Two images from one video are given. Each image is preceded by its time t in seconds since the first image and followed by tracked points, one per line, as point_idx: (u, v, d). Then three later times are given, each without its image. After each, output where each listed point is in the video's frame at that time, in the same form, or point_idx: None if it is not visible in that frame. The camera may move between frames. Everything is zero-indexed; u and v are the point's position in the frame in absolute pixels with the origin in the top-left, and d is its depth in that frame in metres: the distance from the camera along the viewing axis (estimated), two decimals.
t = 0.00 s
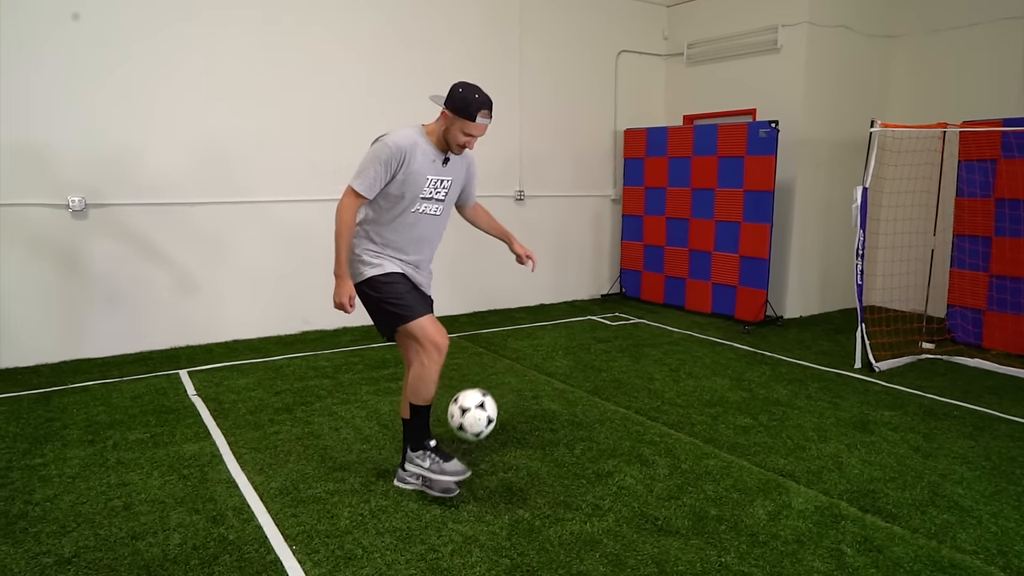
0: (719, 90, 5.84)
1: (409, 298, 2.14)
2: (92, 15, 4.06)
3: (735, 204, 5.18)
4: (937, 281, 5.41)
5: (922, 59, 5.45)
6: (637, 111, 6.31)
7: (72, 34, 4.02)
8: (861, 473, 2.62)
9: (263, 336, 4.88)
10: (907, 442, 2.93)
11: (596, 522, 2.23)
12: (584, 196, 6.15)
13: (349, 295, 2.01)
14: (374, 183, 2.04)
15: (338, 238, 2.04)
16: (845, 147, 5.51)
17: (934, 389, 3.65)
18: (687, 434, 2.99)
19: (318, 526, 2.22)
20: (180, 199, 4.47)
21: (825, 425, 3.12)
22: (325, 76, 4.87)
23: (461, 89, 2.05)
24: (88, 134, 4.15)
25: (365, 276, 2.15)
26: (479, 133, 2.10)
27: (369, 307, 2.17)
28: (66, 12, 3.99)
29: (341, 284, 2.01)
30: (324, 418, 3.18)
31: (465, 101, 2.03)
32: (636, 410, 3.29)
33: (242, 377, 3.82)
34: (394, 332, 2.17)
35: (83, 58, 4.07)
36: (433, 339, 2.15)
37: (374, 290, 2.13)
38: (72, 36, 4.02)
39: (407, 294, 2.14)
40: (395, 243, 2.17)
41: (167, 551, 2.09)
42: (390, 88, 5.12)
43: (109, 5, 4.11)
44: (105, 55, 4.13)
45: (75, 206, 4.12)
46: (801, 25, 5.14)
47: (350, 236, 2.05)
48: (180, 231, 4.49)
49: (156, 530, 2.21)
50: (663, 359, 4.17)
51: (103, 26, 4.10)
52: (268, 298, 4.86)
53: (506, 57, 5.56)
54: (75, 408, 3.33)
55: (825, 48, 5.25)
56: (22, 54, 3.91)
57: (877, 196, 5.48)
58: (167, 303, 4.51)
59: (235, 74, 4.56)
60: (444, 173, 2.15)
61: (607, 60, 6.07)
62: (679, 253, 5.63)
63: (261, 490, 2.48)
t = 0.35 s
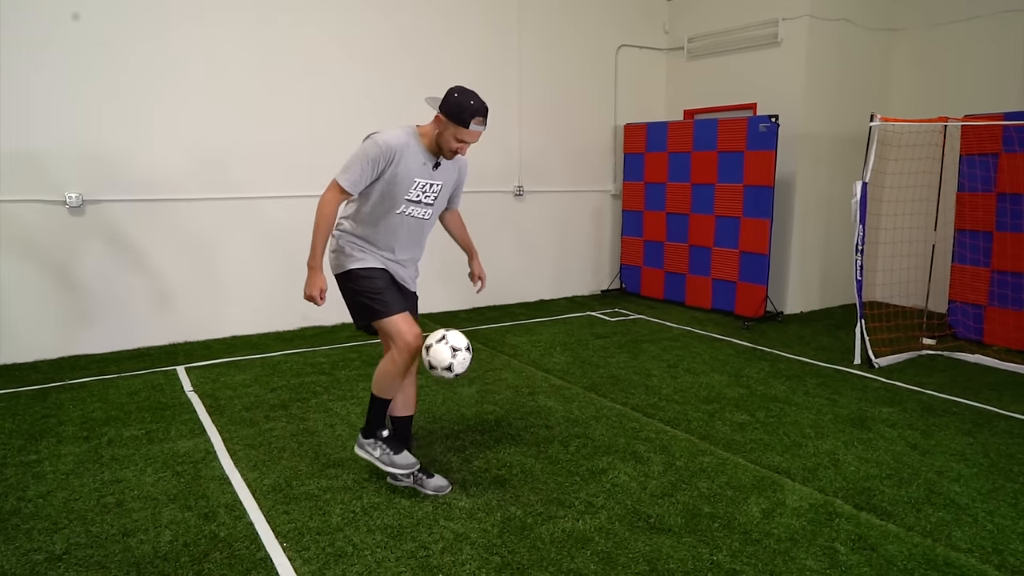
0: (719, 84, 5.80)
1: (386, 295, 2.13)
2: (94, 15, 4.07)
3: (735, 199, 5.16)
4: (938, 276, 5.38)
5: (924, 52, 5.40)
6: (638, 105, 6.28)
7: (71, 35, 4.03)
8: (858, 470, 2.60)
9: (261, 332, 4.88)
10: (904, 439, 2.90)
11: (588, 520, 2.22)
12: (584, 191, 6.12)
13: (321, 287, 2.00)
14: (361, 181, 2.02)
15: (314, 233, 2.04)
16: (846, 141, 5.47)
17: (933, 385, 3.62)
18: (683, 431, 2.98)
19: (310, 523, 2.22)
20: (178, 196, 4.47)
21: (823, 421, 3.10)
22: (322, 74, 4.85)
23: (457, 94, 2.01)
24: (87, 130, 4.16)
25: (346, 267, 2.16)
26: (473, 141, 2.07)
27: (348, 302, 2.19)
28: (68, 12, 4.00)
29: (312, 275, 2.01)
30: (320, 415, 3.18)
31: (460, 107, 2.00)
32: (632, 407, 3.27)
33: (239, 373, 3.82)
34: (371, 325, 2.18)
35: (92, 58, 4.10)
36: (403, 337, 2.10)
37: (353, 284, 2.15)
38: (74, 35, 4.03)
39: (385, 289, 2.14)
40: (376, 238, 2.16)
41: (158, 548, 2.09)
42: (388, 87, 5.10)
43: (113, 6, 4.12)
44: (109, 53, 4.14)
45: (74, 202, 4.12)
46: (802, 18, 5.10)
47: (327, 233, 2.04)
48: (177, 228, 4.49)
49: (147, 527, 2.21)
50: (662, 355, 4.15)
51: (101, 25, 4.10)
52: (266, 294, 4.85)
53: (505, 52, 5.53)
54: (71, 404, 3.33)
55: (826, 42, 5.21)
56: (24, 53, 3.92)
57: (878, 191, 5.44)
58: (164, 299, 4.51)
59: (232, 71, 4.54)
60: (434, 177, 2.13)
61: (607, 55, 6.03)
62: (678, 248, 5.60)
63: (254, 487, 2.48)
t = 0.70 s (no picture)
0: (739, 81, 5.73)
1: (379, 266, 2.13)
2: (95, 14, 4.09)
3: (754, 197, 5.09)
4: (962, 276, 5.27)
5: (950, 48, 5.29)
6: (656, 102, 6.23)
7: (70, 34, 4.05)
8: (874, 474, 2.56)
9: (278, 327, 4.92)
10: (924, 443, 2.85)
11: (597, 521, 2.20)
12: (602, 189, 6.09)
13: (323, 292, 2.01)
14: (360, 190, 2.02)
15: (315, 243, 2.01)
16: (869, 139, 5.38)
17: (956, 388, 3.55)
18: (696, 432, 2.94)
19: (319, 519, 2.23)
20: (196, 192, 4.52)
21: (840, 424, 3.04)
22: (336, 72, 4.86)
23: (456, 107, 2.03)
24: (107, 126, 4.23)
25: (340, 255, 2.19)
26: (472, 152, 2.08)
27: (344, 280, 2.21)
28: (69, 11, 4.02)
29: (313, 283, 2.00)
30: (333, 411, 3.19)
31: (458, 119, 2.01)
32: (646, 407, 3.24)
33: (255, 368, 3.85)
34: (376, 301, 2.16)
35: (97, 56, 4.13)
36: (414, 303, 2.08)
37: (348, 263, 2.17)
38: (75, 34, 4.06)
39: (378, 264, 2.14)
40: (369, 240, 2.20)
41: (169, 540, 2.11)
42: (402, 85, 5.10)
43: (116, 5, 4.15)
44: (112, 54, 4.17)
45: (95, 197, 4.20)
46: (823, 13, 5.02)
47: (328, 244, 2.02)
48: (194, 223, 4.54)
49: (159, 519, 2.23)
50: (678, 354, 4.11)
51: (102, 25, 4.12)
52: (283, 289, 4.89)
53: (522, 49, 5.52)
54: (90, 396, 3.37)
55: (848, 37, 5.12)
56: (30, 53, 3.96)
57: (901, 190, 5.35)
58: (183, 293, 4.56)
59: (245, 69, 4.58)
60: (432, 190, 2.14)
61: (625, 51, 5.99)
62: (696, 247, 5.55)
63: (265, 481, 2.49)
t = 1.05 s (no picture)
0: (756, 88, 5.69)
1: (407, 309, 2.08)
2: (90, 15, 4.09)
3: (769, 205, 5.05)
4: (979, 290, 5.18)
5: (973, 58, 5.22)
6: (672, 109, 6.20)
7: (68, 33, 4.04)
8: (882, 487, 2.52)
9: (289, 326, 4.94)
10: (935, 457, 2.80)
11: (598, 527, 2.18)
12: (616, 194, 6.07)
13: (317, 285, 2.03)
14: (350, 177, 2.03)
15: (309, 234, 2.08)
16: (887, 148, 5.32)
17: (970, 402, 3.49)
18: (702, 440, 2.92)
19: (319, 518, 2.23)
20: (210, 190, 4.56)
21: (850, 436, 3.00)
22: (347, 71, 4.88)
23: (417, 69, 2.01)
24: (123, 124, 4.27)
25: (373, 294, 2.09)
26: (441, 110, 2.02)
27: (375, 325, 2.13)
28: (64, 12, 4.02)
29: (308, 277, 2.02)
30: (338, 411, 3.20)
31: (418, 78, 1.99)
32: (653, 414, 3.22)
33: (264, 366, 3.87)
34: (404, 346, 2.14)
35: (94, 54, 4.13)
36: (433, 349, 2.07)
37: (379, 306, 2.09)
38: (71, 35, 4.05)
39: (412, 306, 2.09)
40: (394, 249, 2.10)
41: (169, 536, 2.12)
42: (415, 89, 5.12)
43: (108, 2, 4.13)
44: (106, 53, 4.16)
45: (112, 193, 4.25)
46: (843, 21, 4.97)
47: (322, 232, 2.08)
48: (207, 221, 4.58)
49: (161, 515, 2.24)
50: (687, 362, 4.08)
51: (97, 26, 4.12)
52: (294, 289, 4.92)
53: (537, 53, 5.51)
54: (100, 391, 3.41)
55: (869, 46, 5.07)
56: (26, 53, 3.96)
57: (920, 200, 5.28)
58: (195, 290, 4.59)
59: (257, 68, 4.60)
60: (423, 156, 2.11)
61: (642, 57, 5.97)
62: (710, 254, 5.51)
63: (268, 479, 2.50)
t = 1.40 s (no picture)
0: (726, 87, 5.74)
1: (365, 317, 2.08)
2: (97, 16, 4.08)
3: (738, 202, 5.10)
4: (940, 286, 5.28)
5: (936, 59, 5.32)
6: (644, 106, 6.23)
7: (70, 34, 4.02)
8: (842, 480, 2.55)
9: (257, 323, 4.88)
10: (894, 450, 2.85)
11: (561, 522, 2.19)
12: (587, 191, 6.08)
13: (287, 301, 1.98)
14: (304, 182, 1.98)
15: (270, 250, 2.01)
16: (854, 147, 5.39)
17: (930, 396, 3.55)
18: (668, 435, 2.93)
19: (280, 516, 2.20)
20: (174, 184, 4.45)
21: (812, 430, 3.04)
22: (320, 64, 4.80)
23: (357, 61, 2.05)
24: (91, 118, 4.16)
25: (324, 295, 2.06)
26: (388, 96, 2.05)
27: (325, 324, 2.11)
28: (65, 12, 4.00)
29: (275, 293, 1.96)
30: (303, 408, 3.16)
31: (363, 66, 2.02)
32: (619, 409, 3.23)
33: (228, 363, 3.81)
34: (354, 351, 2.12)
35: (88, 59, 4.09)
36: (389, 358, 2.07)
37: (329, 307, 2.06)
38: (71, 35, 4.03)
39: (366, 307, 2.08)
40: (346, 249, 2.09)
41: (125, 536, 2.07)
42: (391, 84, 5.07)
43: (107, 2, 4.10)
44: (100, 58, 4.12)
45: (72, 186, 4.12)
46: (812, 22, 5.03)
47: (284, 247, 2.01)
48: (172, 216, 4.47)
49: (117, 515, 2.20)
50: (655, 358, 4.11)
51: (103, 27, 4.11)
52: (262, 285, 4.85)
53: (511, 50, 5.50)
54: (58, 389, 3.33)
55: (836, 46, 5.14)
56: (25, 60, 3.94)
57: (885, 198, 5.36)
58: (160, 288, 4.50)
59: (228, 60, 4.50)
60: (373, 156, 2.11)
61: (614, 54, 5.98)
62: (680, 251, 5.55)
63: (228, 478, 2.46)
